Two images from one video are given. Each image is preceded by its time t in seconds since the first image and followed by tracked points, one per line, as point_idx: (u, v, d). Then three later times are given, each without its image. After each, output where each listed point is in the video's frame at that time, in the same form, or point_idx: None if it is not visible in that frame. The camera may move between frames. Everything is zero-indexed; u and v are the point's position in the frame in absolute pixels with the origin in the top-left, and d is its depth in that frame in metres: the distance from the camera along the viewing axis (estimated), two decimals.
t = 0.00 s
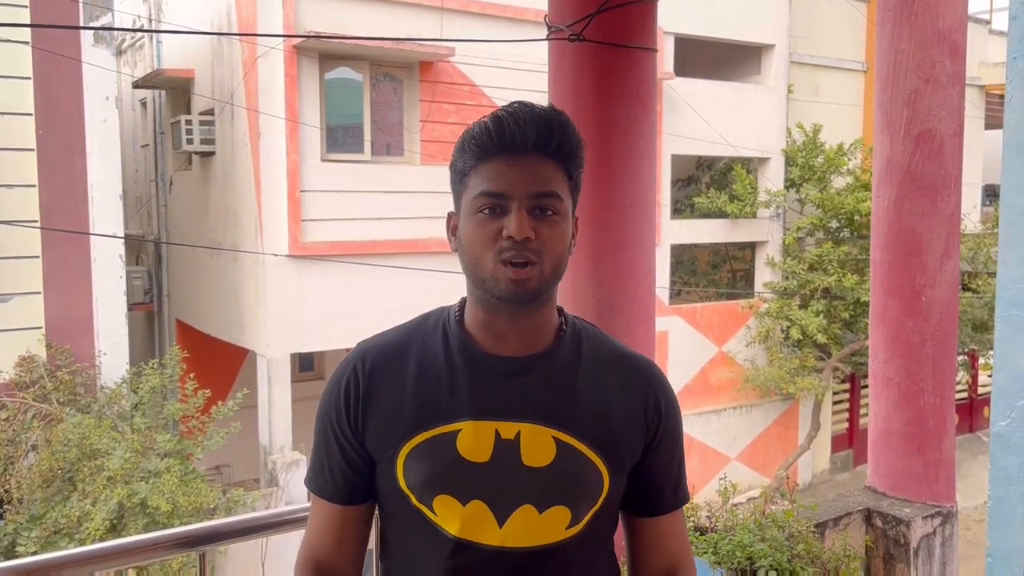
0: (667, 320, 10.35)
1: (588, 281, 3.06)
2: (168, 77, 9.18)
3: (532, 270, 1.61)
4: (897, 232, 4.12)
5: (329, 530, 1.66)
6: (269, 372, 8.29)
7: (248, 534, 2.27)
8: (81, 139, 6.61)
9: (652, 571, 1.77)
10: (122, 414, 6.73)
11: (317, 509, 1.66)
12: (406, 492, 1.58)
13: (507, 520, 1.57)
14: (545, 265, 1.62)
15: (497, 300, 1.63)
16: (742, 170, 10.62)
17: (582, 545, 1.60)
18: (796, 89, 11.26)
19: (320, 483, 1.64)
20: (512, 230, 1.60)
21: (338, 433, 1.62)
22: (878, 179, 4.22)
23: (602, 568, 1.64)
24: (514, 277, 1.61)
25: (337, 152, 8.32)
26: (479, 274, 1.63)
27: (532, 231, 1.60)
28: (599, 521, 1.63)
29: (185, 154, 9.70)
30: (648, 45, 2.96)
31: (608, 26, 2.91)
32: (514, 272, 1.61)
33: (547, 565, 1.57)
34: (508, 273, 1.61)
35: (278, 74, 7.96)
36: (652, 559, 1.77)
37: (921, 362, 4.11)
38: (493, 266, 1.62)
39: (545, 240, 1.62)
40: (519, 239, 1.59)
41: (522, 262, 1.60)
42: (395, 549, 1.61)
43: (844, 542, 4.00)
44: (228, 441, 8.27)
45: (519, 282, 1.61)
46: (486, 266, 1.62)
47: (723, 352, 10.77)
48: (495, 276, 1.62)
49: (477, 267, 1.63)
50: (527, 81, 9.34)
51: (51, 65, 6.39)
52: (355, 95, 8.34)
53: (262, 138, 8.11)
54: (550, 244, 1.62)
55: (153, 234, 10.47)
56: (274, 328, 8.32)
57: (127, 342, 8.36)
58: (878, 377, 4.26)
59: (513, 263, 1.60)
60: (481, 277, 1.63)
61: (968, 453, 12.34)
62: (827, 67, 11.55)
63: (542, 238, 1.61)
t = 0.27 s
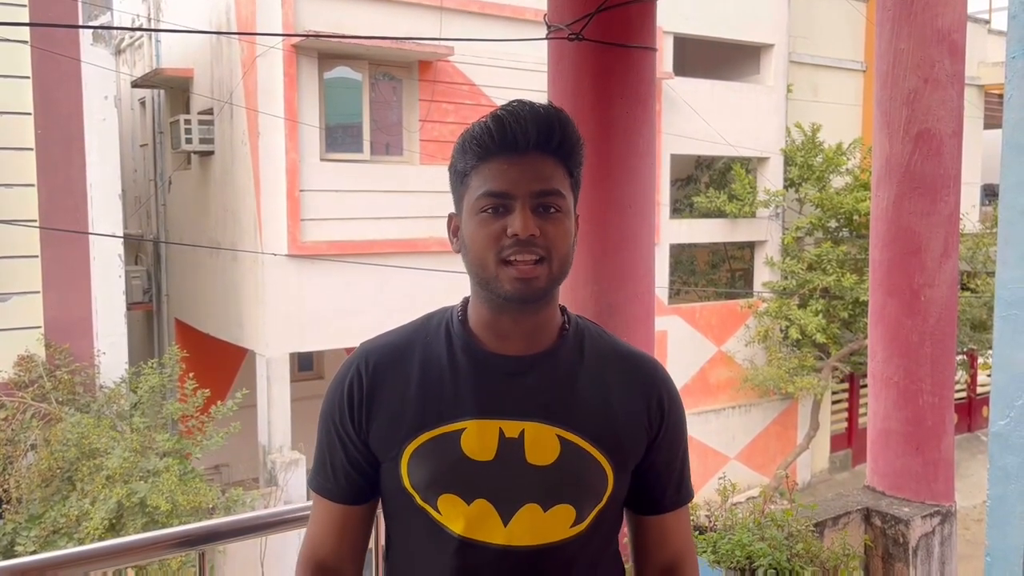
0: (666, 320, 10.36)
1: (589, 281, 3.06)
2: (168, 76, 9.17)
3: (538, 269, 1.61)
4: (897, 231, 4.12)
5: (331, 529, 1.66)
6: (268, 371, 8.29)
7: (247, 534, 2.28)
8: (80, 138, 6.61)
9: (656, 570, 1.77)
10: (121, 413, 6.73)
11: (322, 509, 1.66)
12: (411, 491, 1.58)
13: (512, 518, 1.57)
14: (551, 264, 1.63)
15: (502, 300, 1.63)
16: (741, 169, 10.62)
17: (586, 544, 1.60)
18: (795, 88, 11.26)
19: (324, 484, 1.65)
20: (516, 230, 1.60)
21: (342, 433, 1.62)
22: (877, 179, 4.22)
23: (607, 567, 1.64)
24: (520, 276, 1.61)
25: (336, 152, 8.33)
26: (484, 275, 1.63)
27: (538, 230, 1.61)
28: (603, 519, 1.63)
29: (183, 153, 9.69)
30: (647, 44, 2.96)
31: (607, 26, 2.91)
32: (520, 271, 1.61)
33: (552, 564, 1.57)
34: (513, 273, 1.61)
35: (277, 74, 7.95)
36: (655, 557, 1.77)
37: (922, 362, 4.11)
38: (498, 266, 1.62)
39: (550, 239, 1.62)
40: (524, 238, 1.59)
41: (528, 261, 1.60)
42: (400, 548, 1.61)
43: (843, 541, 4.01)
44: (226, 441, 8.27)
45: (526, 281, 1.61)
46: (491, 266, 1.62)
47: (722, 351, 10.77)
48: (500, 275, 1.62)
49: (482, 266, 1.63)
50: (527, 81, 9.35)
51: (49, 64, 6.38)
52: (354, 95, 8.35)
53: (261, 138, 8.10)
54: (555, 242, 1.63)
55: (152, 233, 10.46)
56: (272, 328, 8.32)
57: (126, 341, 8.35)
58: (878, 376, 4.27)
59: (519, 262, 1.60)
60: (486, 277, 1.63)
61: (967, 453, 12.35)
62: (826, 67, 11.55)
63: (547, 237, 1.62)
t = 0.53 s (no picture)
0: (666, 319, 10.37)
1: (587, 281, 3.06)
2: (167, 76, 9.15)
3: (539, 274, 1.62)
4: (896, 230, 4.13)
5: (328, 531, 1.65)
6: (267, 371, 8.28)
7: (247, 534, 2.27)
8: (79, 138, 6.60)
9: (659, 562, 1.77)
10: (120, 413, 6.70)
11: (318, 511, 1.66)
12: (410, 491, 1.58)
13: (512, 517, 1.57)
14: (553, 271, 1.64)
15: (503, 300, 1.62)
16: (740, 169, 10.63)
17: (587, 542, 1.60)
18: (794, 88, 11.26)
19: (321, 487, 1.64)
20: (523, 234, 1.60)
21: (340, 435, 1.62)
22: (877, 178, 4.22)
23: (608, 566, 1.63)
24: (520, 279, 1.62)
25: (335, 152, 8.34)
26: (483, 270, 1.64)
27: (545, 237, 1.61)
28: (604, 516, 1.63)
29: (182, 153, 9.68)
30: (647, 44, 2.97)
31: (607, 26, 2.91)
32: (521, 273, 1.61)
33: (554, 562, 1.57)
34: (513, 274, 1.62)
35: (277, 73, 7.95)
36: (654, 551, 1.77)
37: (920, 362, 4.11)
38: (501, 266, 1.62)
39: (556, 247, 1.63)
40: (531, 243, 1.60)
41: (530, 265, 1.61)
42: (399, 549, 1.60)
43: (842, 540, 4.01)
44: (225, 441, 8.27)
45: (525, 284, 1.62)
46: (493, 264, 1.62)
47: (721, 351, 10.78)
48: (501, 275, 1.62)
49: (483, 263, 1.63)
50: (526, 81, 9.35)
51: (48, 64, 6.38)
52: (354, 95, 8.33)
53: (259, 137, 8.09)
54: (560, 251, 1.64)
55: (151, 232, 10.45)
56: (271, 328, 8.32)
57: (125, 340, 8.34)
58: (876, 376, 4.27)
59: (520, 265, 1.61)
60: (486, 274, 1.63)
61: (966, 452, 12.36)
62: (825, 67, 11.55)
63: (553, 244, 1.62)
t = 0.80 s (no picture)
0: (664, 319, 10.37)
1: (586, 281, 3.06)
2: (165, 75, 9.14)
3: (536, 271, 1.63)
4: (895, 230, 4.13)
5: (327, 532, 1.65)
6: (266, 370, 8.28)
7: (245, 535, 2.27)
8: (77, 137, 6.60)
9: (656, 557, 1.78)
10: (118, 413, 6.68)
11: (315, 513, 1.65)
12: (410, 492, 1.58)
13: (514, 515, 1.57)
14: (548, 264, 1.64)
15: (499, 304, 1.62)
16: (739, 169, 10.63)
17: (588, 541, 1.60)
18: (793, 88, 11.26)
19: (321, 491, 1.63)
20: (515, 234, 1.60)
21: (339, 438, 1.61)
22: (875, 178, 4.22)
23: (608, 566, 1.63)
24: (518, 279, 1.62)
25: (334, 151, 8.34)
26: (481, 278, 1.63)
27: (535, 231, 1.62)
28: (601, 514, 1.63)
29: (181, 152, 9.66)
30: (646, 44, 2.97)
31: (605, 25, 2.91)
32: (518, 273, 1.62)
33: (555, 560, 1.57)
34: (511, 275, 1.62)
35: (275, 73, 7.95)
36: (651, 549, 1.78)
37: (920, 361, 4.11)
38: (495, 269, 1.62)
39: (546, 240, 1.64)
40: (522, 240, 1.60)
41: (525, 263, 1.61)
42: (400, 549, 1.60)
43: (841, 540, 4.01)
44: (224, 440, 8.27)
45: (524, 283, 1.62)
46: (489, 270, 1.62)
47: (719, 350, 10.78)
48: (499, 279, 1.62)
49: (479, 270, 1.63)
50: (525, 80, 9.35)
51: (46, 63, 6.37)
52: (353, 94, 8.31)
53: (258, 136, 8.09)
54: (551, 242, 1.64)
55: (150, 232, 10.43)
56: (270, 327, 8.32)
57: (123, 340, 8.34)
58: (875, 376, 4.27)
59: (518, 265, 1.61)
60: (482, 280, 1.63)
61: (964, 452, 12.37)
62: (824, 66, 11.55)
63: (544, 237, 1.63)
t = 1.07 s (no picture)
0: (663, 318, 10.38)
1: (583, 281, 3.06)
2: (164, 75, 9.14)
3: (521, 270, 1.62)
4: (893, 230, 4.13)
5: (321, 531, 1.65)
6: (264, 369, 8.28)
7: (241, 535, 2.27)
8: (75, 137, 6.58)
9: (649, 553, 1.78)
10: (116, 413, 6.70)
11: (308, 512, 1.65)
12: (402, 489, 1.58)
13: (506, 512, 1.57)
14: (533, 263, 1.63)
15: (487, 306, 1.63)
16: (737, 168, 10.64)
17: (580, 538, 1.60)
18: (792, 87, 11.26)
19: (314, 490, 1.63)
20: (494, 238, 1.60)
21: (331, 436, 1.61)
22: (873, 178, 4.23)
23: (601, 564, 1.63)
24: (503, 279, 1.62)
25: (333, 151, 8.34)
26: (467, 282, 1.64)
27: (515, 233, 1.61)
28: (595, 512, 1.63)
29: (179, 152, 9.65)
30: (644, 44, 2.97)
31: (602, 25, 2.91)
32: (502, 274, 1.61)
33: (547, 557, 1.56)
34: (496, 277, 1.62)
35: (274, 73, 7.96)
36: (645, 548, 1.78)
37: (917, 361, 4.12)
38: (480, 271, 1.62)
39: (529, 240, 1.62)
40: (502, 243, 1.59)
41: (509, 264, 1.61)
42: (392, 547, 1.60)
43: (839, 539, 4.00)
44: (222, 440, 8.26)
45: (509, 285, 1.62)
46: (473, 273, 1.63)
47: (718, 350, 10.77)
48: (484, 281, 1.62)
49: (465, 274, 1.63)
50: (523, 80, 9.35)
51: (45, 63, 6.36)
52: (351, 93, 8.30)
53: (256, 135, 8.08)
54: (533, 241, 1.63)
55: (148, 231, 10.43)
56: (268, 326, 8.32)
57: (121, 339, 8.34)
58: (873, 375, 4.27)
59: (501, 267, 1.61)
60: (469, 284, 1.64)
61: (962, 452, 12.37)
62: (823, 66, 11.56)
63: (525, 237, 1.62)
